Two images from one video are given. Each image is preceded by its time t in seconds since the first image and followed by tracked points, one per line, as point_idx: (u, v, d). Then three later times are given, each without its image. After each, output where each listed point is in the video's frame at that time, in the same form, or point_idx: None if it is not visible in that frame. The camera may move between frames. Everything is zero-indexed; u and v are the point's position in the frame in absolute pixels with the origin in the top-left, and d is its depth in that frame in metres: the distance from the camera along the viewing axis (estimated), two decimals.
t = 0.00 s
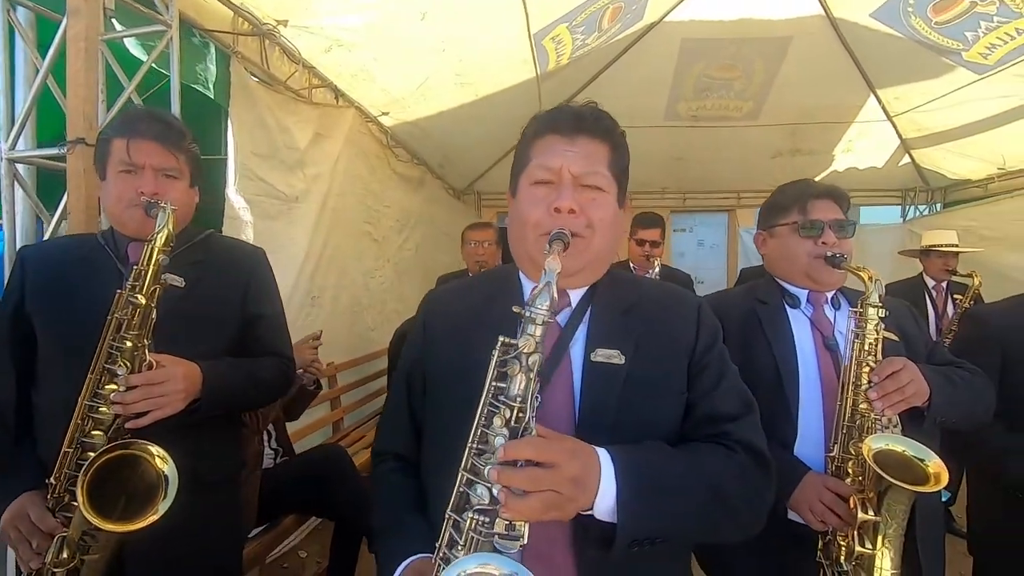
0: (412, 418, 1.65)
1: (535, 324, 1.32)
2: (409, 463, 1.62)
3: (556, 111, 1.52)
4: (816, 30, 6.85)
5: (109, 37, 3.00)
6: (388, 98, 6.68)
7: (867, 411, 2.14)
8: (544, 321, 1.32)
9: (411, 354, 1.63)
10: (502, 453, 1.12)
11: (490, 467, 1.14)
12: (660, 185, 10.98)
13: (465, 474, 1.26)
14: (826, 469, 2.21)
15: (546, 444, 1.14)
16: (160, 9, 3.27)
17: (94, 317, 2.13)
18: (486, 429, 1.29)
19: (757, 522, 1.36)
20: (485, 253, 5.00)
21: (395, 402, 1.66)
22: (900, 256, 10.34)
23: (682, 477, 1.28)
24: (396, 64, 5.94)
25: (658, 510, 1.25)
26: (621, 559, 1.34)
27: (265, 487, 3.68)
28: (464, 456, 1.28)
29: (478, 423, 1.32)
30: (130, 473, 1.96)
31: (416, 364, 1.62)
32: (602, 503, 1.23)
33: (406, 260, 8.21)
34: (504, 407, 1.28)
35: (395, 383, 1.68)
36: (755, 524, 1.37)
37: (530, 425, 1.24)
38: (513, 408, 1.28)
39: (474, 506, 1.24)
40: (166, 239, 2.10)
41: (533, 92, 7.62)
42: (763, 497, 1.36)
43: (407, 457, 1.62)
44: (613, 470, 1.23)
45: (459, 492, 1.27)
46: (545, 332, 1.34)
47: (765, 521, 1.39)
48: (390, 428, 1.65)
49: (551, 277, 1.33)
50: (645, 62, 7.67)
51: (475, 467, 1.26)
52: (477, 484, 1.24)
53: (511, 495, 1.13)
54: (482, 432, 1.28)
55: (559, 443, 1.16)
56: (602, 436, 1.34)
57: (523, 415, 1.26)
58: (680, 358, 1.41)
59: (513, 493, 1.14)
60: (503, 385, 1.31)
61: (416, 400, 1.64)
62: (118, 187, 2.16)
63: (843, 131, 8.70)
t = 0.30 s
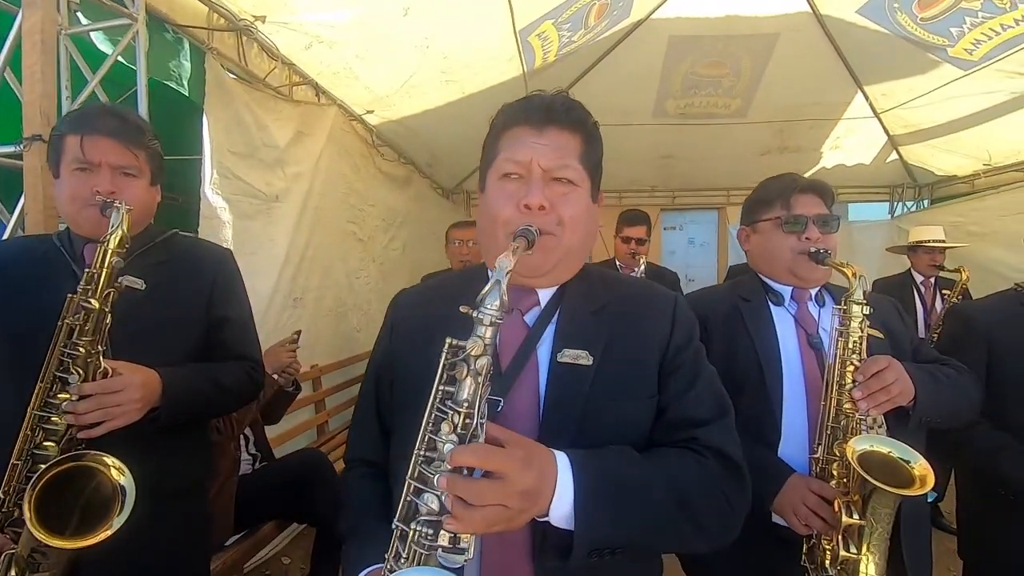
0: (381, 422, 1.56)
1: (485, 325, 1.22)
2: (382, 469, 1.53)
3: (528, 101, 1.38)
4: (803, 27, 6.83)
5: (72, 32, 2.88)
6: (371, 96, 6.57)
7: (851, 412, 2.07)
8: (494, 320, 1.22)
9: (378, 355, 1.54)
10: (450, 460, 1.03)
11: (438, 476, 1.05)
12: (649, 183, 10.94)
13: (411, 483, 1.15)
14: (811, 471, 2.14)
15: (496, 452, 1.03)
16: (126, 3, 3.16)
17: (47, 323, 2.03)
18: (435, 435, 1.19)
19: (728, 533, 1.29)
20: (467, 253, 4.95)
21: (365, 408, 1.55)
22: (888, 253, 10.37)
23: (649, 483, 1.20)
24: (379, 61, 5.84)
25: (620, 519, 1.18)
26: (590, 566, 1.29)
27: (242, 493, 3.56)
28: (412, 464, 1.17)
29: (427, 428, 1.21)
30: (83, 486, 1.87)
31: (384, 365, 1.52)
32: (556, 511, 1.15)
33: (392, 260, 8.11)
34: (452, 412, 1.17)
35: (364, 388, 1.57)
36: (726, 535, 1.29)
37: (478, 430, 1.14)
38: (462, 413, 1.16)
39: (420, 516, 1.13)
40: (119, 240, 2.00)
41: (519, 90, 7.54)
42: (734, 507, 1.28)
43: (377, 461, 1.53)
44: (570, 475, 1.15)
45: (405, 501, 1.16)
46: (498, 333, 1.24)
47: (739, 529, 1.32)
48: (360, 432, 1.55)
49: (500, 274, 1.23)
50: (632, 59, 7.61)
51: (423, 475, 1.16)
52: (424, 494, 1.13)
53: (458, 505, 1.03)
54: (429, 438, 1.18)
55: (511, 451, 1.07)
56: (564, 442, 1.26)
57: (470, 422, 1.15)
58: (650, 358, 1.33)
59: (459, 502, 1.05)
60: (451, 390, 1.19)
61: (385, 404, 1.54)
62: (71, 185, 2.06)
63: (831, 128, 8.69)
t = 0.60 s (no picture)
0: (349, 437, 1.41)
1: (439, 338, 1.14)
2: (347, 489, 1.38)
3: (493, 101, 1.33)
4: (794, 27, 6.79)
5: (37, 29, 2.80)
6: (359, 98, 6.45)
7: (842, 421, 2.01)
8: (449, 333, 1.15)
9: (343, 368, 1.43)
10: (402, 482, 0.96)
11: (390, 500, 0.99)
12: (642, 184, 10.87)
13: (363, 508, 1.06)
14: (801, 483, 2.07)
15: (447, 472, 0.96)
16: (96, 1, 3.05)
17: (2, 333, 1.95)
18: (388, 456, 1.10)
19: (704, 557, 1.22)
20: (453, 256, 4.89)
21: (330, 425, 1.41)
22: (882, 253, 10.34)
23: (621, 504, 1.14)
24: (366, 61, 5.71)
25: (587, 543, 1.10)
26: None
27: (220, 505, 3.44)
28: (364, 487, 1.09)
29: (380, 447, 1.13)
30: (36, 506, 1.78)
31: (351, 377, 1.41)
32: (518, 533, 1.08)
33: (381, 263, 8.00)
34: (404, 431, 1.09)
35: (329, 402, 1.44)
36: (702, 559, 1.23)
37: (431, 450, 1.06)
38: (415, 432, 1.09)
39: (372, 544, 1.04)
40: (74, 249, 1.91)
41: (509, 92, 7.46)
42: (712, 530, 1.21)
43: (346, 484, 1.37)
44: (533, 496, 1.08)
45: (357, 527, 1.08)
46: (454, 346, 1.16)
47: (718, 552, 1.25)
48: (325, 450, 1.40)
49: (456, 283, 1.15)
50: (623, 60, 7.55)
51: (374, 500, 1.06)
52: (376, 519, 1.03)
53: (408, 530, 0.96)
54: (382, 458, 1.10)
55: (465, 473, 0.99)
56: (531, 458, 1.20)
57: (423, 442, 1.07)
58: (624, 369, 1.27)
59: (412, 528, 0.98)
60: (405, 407, 1.11)
61: (350, 419, 1.41)
62: (28, 190, 1.97)
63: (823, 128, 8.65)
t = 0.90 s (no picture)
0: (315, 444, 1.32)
1: (401, 341, 1.09)
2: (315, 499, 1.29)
3: (467, 85, 1.29)
4: (788, 21, 6.72)
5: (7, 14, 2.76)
6: (347, 90, 6.16)
7: (837, 422, 1.97)
8: (411, 336, 1.09)
9: (307, 370, 1.35)
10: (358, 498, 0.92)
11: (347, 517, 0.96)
12: (635, 179, 10.78)
13: (319, 525, 1.02)
14: (795, 486, 2.01)
15: (407, 488, 0.90)
16: None
17: None
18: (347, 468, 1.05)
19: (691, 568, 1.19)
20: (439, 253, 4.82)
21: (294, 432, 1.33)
22: (875, 249, 10.30)
23: (601, 513, 1.11)
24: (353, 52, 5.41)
25: (565, 556, 1.08)
26: None
27: (201, 506, 3.23)
28: (321, 502, 1.03)
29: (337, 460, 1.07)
30: None
31: (316, 379, 1.33)
32: (487, 550, 1.05)
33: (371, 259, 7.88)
34: (364, 441, 1.04)
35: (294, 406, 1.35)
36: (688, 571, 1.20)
37: (392, 463, 1.00)
38: (375, 442, 1.03)
39: (328, 565, 1.00)
40: (31, 244, 1.81)
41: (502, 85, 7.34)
42: (697, 538, 1.19)
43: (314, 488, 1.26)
44: (505, 509, 1.06)
45: (313, 547, 1.03)
46: (417, 349, 1.12)
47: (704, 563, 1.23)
48: (291, 455, 1.31)
49: (417, 281, 1.11)
50: (617, 52, 7.45)
51: (332, 516, 1.02)
52: (333, 536, 1.00)
53: (368, 551, 0.92)
54: (339, 472, 1.04)
55: (428, 486, 0.95)
56: (507, 467, 1.17)
57: (383, 453, 1.02)
58: (604, 372, 1.25)
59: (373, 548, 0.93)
60: (364, 416, 1.05)
61: (317, 424, 1.32)
62: None
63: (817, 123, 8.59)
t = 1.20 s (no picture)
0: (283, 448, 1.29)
1: (362, 347, 1.08)
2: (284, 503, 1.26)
3: (440, 79, 1.33)
4: (776, 18, 6.74)
5: None
6: (334, 84, 6.07)
7: (815, 422, 1.97)
8: (372, 342, 1.08)
9: (273, 373, 1.32)
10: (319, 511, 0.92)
11: (307, 529, 0.96)
12: (624, 176, 10.77)
13: (279, 538, 1.02)
14: (773, 485, 2.01)
15: (369, 500, 0.91)
16: None
17: None
18: (307, 478, 1.05)
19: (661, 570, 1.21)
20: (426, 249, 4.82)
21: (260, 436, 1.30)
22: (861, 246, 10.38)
23: (569, 520, 1.12)
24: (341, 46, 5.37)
25: (532, 566, 1.09)
26: None
27: (180, 506, 3.13)
28: (281, 514, 1.04)
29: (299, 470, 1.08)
30: None
31: (281, 381, 1.30)
32: (455, 559, 1.05)
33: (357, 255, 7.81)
34: (324, 451, 1.03)
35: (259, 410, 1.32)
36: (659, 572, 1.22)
37: (352, 473, 1.00)
38: (336, 452, 1.03)
39: None
40: None
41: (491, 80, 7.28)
42: (667, 542, 1.21)
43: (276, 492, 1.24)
44: (472, 516, 1.06)
45: (274, 559, 1.04)
46: (378, 355, 1.10)
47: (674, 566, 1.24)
48: (259, 458, 1.28)
49: (378, 285, 1.10)
50: (606, 48, 7.43)
51: (292, 528, 1.03)
52: (293, 548, 1.00)
53: (327, 564, 0.93)
54: (300, 482, 1.05)
55: (392, 497, 0.95)
56: (476, 472, 1.18)
57: (344, 463, 1.02)
58: (575, 373, 1.27)
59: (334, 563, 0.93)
60: (325, 424, 1.05)
61: (286, 428, 1.29)
62: None
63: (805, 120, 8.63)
